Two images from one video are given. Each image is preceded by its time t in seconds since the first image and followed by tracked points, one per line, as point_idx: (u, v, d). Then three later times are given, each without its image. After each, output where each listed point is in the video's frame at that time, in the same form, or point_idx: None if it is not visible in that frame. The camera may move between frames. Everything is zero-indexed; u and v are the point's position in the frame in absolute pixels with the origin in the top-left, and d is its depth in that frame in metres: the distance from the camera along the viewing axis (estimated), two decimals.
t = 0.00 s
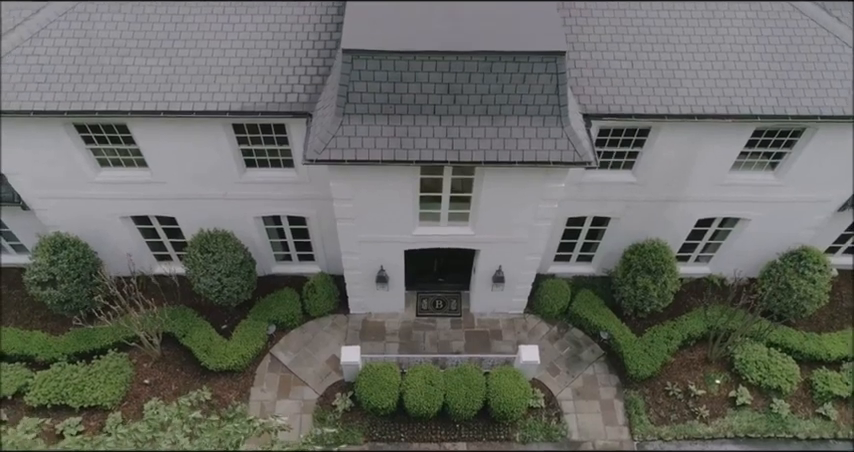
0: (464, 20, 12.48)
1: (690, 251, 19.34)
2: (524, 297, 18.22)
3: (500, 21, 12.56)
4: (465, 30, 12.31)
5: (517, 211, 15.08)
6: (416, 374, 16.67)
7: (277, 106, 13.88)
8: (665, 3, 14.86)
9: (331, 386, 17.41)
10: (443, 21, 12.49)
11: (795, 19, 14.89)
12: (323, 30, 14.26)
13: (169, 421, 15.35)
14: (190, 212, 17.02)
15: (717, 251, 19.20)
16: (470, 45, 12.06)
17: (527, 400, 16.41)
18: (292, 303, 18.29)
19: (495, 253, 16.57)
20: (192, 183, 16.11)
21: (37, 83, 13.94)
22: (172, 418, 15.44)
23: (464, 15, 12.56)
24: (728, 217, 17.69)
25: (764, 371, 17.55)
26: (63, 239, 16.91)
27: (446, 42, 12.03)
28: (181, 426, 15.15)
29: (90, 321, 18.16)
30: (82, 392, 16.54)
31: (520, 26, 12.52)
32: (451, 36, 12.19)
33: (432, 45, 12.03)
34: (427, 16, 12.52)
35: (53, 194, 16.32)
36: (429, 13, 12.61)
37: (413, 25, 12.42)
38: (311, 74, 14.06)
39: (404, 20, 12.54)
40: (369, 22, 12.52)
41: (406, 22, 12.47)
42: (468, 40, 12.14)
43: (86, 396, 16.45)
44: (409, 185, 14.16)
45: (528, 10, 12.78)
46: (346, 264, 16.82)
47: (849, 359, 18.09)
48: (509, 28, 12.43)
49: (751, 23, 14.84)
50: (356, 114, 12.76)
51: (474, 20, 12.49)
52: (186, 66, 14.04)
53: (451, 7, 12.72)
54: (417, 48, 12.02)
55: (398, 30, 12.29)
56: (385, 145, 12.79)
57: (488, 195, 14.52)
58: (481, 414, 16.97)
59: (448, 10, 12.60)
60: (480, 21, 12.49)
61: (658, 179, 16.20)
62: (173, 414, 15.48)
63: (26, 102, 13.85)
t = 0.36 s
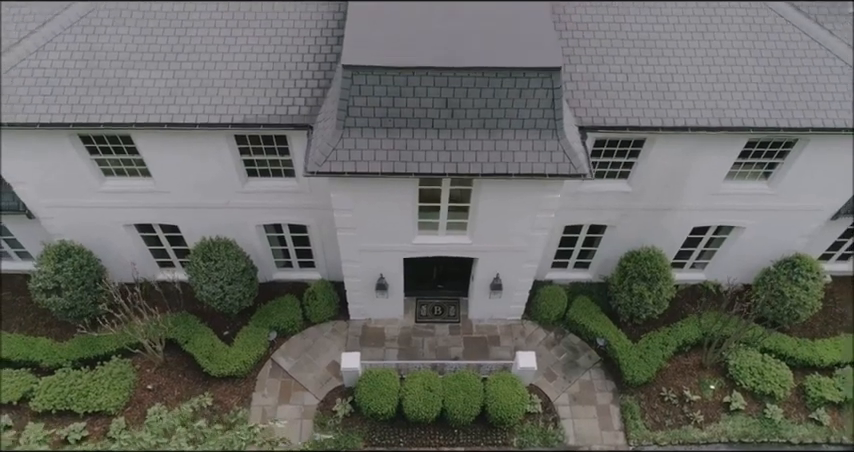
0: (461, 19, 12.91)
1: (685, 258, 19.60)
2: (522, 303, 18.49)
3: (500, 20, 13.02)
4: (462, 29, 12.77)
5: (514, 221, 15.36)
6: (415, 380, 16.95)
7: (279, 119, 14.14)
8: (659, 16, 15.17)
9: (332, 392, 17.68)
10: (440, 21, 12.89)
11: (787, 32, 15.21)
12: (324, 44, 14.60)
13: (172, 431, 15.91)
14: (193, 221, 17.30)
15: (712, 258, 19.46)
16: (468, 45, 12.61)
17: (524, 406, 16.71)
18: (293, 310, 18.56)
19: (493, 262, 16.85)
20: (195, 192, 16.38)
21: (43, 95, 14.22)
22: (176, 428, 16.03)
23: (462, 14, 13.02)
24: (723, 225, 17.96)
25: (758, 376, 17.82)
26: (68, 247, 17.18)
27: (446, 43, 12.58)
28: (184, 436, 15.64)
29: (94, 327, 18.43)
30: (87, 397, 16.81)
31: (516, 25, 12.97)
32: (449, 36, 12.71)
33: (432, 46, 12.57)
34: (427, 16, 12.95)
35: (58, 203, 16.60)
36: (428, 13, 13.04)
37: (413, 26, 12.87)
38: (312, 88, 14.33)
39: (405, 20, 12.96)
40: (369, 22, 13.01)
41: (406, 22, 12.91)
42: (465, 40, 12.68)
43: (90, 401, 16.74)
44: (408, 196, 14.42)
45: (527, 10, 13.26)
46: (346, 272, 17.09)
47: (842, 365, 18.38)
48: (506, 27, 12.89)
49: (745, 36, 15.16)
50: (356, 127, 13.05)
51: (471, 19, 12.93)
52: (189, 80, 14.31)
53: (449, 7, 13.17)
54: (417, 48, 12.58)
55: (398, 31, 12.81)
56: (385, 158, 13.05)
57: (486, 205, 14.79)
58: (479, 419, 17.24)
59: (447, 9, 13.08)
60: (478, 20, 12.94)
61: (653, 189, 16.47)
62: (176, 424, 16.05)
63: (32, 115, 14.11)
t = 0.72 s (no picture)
0: (460, 18, 13.43)
1: (682, 262, 19.90)
2: (521, 307, 18.80)
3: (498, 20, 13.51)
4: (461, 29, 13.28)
5: (514, 227, 15.67)
6: (416, 382, 17.27)
7: (283, 128, 14.47)
8: (656, 26, 15.49)
9: (334, 394, 17.99)
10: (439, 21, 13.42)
11: (780, 41, 15.52)
12: (327, 53, 14.92)
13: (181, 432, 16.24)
14: (198, 226, 17.63)
15: (708, 262, 19.76)
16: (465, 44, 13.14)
17: (523, 408, 17.06)
18: (295, 313, 18.87)
19: (492, 266, 17.16)
20: (200, 198, 16.70)
21: (52, 104, 14.54)
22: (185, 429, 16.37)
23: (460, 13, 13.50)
24: (718, 230, 18.27)
25: (753, 379, 18.13)
26: (75, 252, 17.51)
27: (445, 42, 13.12)
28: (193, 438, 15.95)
29: (100, 330, 18.75)
30: (94, 399, 17.15)
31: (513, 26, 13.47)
32: (448, 36, 13.22)
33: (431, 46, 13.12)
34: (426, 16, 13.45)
35: (66, 209, 16.93)
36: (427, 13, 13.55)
37: (412, 25, 13.36)
38: (315, 97, 14.65)
39: (405, 20, 13.44)
40: (370, 20, 13.45)
41: (406, 22, 13.39)
42: (464, 40, 13.19)
43: (97, 403, 17.08)
44: (409, 203, 14.73)
45: (526, 10, 13.70)
46: (348, 276, 17.41)
47: (835, 368, 18.73)
48: (504, 27, 13.39)
49: (739, 45, 15.47)
50: (359, 136, 13.36)
51: (470, 19, 13.42)
52: (195, 89, 14.63)
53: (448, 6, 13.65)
54: (417, 48, 13.11)
55: (398, 30, 13.28)
56: (387, 167, 13.36)
57: (485, 211, 15.11)
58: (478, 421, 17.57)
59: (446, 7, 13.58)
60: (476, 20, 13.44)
61: (649, 195, 16.79)
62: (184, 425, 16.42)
63: (42, 124, 14.44)
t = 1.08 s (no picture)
0: (460, 18, 13.86)
1: (677, 268, 20.27)
2: (519, 313, 19.18)
3: (498, 20, 13.96)
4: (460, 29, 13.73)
5: (512, 236, 16.06)
6: (417, 387, 17.65)
7: (288, 140, 14.86)
8: (651, 40, 15.91)
9: (337, 398, 18.40)
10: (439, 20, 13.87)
11: (772, 55, 15.93)
12: (330, 67, 15.32)
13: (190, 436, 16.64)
14: (204, 234, 18.02)
15: (703, 268, 20.14)
16: (465, 44, 13.59)
17: (521, 412, 17.45)
18: (299, 319, 19.25)
19: (492, 273, 17.56)
20: (206, 207, 17.09)
21: (63, 117, 14.94)
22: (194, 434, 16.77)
23: (460, 13, 13.95)
24: (713, 237, 18.65)
25: (746, 383, 18.53)
26: (84, 259, 17.89)
27: (445, 43, 13.54)
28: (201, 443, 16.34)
29: (107, 336, 19.15)
30: (102, 403, 17.56)
31: (512, 26, 13.93)
32: (448, 35, 13.67)
33: (430, 45, 13.59)
34: (426, 16, 13.89)
35: (75, 217, 17.33)
36: (427, 13, 13.98)
37: (412, 25, 13.82)
38: (319, 110, 15.04)
39: (404, 20, 13.94)
40: (370, 17, 14.00)
41: (406, 22, 13.88)
42: (464, 39, 13.63)
43: (105, 407, 17.48)
44: (410, 212, 15.12)
45: (526, 9, 14.11)
46: (350, 283, 17.79)
47: (827, 373, 19.14)
48: (503, 27, 13.86)
49: (732, 59, 15.88)
50: (362, 150, 13.76)
51: (470, 19, 13.85)
52: (202, 102, 15.03)
53: (448, 6, 14.09)
54: (416, 48, 13.57)
55: (398, 28, 13.81)
56: (389, 179, 13.75)
57: (484, 221, 15.50)
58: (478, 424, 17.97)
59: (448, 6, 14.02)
60: (476, 20, 13.88)
61: (645, 203, 17.18)
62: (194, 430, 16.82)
63: (53, 136, 14.84)
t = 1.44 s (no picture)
0: (460, 18, 14.64)
1: (671, 274, 20.77)
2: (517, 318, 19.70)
3: (498, 20, 14.75)
4: (460, 28, 14.48)
5: (509, 244, 16.58)
6: (417, 391, 18.18)
7: (292, 153, 15.38)
8: (643, 56, 16.49)
9: (339, 401, 18.92)
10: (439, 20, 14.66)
11: (761, 70, 16.48)
12: (333, 82, 15.86)
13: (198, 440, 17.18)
14: (210, 242, 18.55)
15: (696, 274, 20.64)
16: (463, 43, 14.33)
17: (518, 415, 17.97)
18: (302, 324, 19.76)
19: (489, 280, 18.07)
20: (212, 216, 17.62)
21: (75, 131, 15.46)
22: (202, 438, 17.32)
23: (460, 13, 14.74)
24: (705, 245, 19.17)
25: (737, 387, 19.05)
26: (93, 267, 18.42)
27: (444, 42, 14.31)
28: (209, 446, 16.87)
29: (116, 340, 19.67)
30: (111, 406, 18.09)
31: (510, 27, 14.69)
32: (448, 34, 14.42)
33: (430, 44, 14.35)
34: (426, 17, 14.69)
35: (85, 226, 17.85)
36: (427, 14, 14.78)
37: (413, 25, 14.59)
38: (322, 123, 15.57)
39: (405, 20, 14.74)
40: (373, 20, 14.76)
41: (407, 22, 14.68)
42: (463, 39, 14.35)
43: (114, 410, 18.02)
44: (410, 222, 15.65)
45: (526, 10, 14.87)
46: (352, 290, 18.31)
47: (816, 377, 19.67)
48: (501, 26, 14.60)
49: (722, 73, 16.44)
50: (364, 164, 14.28)
51: (469, 19, 14.63)
52: (210, 116, 15.57)
53: (448, 7, 14.89)
54: (416, 47, 14.31)
55: (398, 30, 14.56)
56: (390, 191, 14.26)
57: (482, 230, 16.02)
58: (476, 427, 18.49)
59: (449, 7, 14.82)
60: (476, 19, 14.64)
61: (638, 212, 17.70)
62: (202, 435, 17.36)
63: (66, 149, 15.36)
